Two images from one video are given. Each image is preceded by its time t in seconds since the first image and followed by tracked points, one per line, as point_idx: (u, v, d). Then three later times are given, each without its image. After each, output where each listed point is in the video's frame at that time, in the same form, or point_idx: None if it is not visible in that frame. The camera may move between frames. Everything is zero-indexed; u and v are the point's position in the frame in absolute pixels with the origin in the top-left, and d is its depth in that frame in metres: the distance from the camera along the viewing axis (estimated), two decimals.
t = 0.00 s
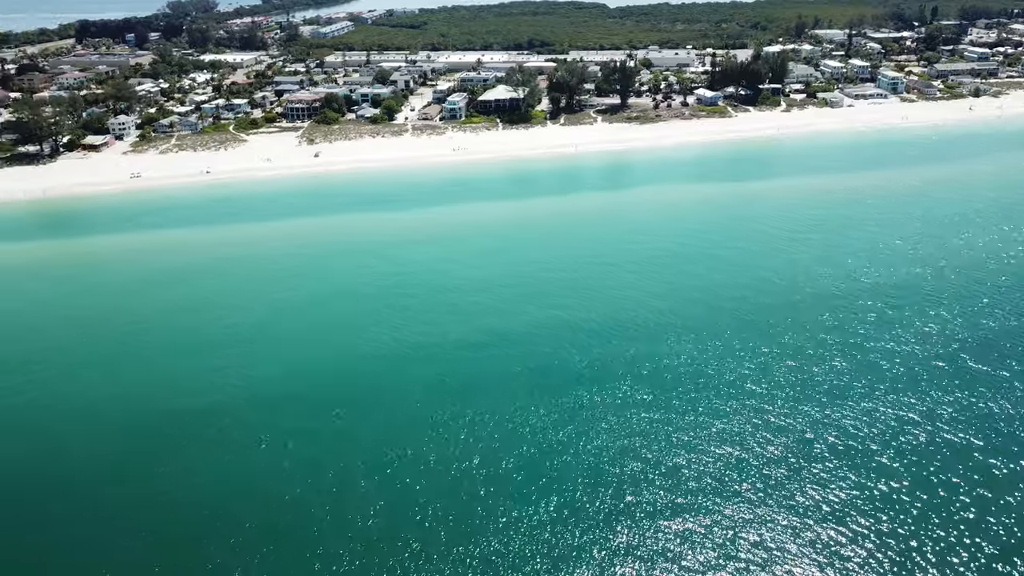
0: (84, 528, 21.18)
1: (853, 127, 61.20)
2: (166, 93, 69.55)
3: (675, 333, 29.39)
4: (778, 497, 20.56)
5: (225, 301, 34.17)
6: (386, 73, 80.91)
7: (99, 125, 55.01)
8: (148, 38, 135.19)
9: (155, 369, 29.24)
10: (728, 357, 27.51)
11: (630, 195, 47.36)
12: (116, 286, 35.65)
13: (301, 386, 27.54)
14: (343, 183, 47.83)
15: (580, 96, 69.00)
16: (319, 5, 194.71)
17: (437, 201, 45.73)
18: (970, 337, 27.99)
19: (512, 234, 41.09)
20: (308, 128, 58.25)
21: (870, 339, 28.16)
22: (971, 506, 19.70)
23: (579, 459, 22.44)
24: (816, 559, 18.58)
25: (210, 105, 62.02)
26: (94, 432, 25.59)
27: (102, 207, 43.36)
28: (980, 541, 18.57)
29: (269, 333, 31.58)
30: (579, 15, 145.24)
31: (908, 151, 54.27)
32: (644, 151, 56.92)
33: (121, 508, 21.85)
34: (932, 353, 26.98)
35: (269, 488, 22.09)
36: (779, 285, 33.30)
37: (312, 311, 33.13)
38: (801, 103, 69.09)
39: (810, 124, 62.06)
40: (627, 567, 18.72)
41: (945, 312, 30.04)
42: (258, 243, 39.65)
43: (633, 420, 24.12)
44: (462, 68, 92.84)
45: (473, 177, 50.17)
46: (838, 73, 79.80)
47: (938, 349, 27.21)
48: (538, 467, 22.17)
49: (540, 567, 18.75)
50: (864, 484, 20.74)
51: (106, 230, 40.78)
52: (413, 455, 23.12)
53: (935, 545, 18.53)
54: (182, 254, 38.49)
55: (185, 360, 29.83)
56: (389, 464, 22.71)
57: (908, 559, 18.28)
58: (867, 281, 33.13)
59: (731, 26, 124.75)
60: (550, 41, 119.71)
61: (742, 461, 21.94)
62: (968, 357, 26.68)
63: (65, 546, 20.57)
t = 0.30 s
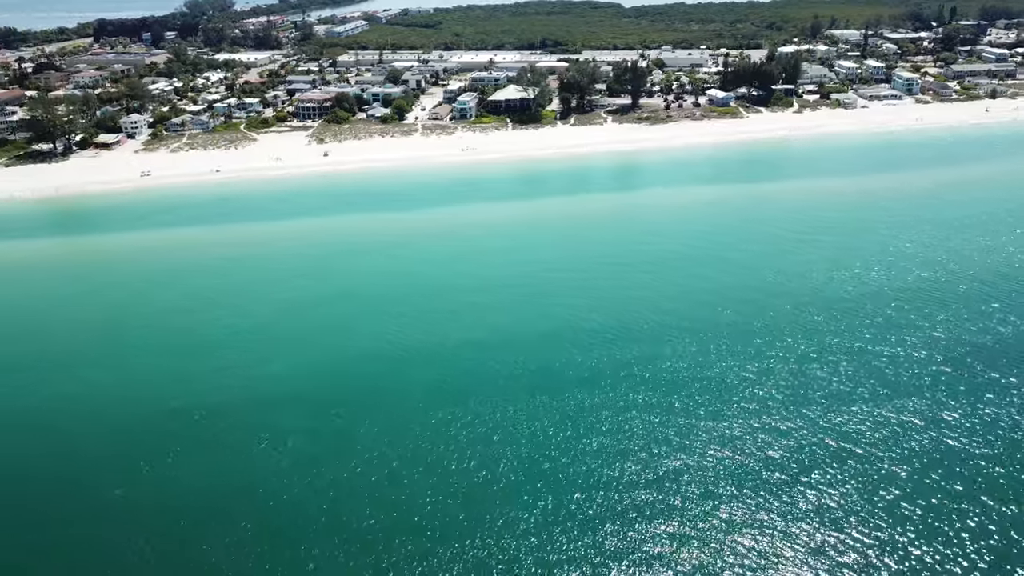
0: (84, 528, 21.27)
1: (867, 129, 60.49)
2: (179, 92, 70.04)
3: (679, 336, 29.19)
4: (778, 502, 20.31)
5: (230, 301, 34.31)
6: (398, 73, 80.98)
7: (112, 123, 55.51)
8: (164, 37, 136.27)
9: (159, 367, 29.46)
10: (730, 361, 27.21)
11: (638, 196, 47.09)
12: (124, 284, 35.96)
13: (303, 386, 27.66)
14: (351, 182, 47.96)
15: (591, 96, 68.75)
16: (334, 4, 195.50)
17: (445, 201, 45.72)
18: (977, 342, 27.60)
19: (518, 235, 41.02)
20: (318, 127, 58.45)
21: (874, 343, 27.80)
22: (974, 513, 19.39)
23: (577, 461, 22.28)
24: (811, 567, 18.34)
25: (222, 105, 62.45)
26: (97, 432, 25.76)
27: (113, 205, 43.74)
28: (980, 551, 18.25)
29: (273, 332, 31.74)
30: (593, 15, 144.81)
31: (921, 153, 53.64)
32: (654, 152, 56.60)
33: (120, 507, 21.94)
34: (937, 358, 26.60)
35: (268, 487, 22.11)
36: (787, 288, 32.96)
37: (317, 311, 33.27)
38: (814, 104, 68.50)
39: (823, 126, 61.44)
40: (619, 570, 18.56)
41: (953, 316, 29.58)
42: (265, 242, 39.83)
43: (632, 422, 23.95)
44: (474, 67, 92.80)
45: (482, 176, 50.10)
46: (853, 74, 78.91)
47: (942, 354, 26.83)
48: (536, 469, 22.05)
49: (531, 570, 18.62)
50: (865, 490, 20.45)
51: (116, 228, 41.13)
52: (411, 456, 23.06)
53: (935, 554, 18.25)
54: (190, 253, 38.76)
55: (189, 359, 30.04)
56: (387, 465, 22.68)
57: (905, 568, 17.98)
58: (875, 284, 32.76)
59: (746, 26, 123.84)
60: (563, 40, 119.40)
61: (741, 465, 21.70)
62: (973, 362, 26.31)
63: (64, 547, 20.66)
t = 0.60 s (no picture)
0: (83, 529, 21.36)
1: (881, 130, 59.78)
2: (193, 91, 70.62)
3: (683, 341, 28.93)
4: (778, 508, 20.06)
5: (236, 300, 34.48)
6: (410, 72, 81.14)
7: (126, 121, 56.06)
8: (181, 36, 137.52)
9: (165, 366, 29.69)
10: (733, 366, 26.87)
11: (648, 197, 46.82)
12: (133, 282, 36.30)
13: (305, 387, 27.73)
14: (361, 181, 48.08)
15: (602, 96, 68.50)
16: (349, 3, 196.31)
17: (454, 201, 45.70)
18: (985, 348, 27.13)
19: (526, 236, 40.91)
20: (329, 127, 58.65)
21: (879, 349, 27.41)
22: (977, 522, 19.07)
23: (575, 465, 22.15)
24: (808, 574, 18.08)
25: (235, 104, 62.92)
26: (99, 433, 25.92)
27: (124, 203, 44.18)
28: (981, 561, 17.94)
29: (279, 332, 31.88)
30: (607, 15, 144.30)
31: (936, 155, 52.89)
32: (664, 153, 56.27)
33: (119, 507, 22.03)
34: (944, 364, 26.20)
35: (266, 488, 22.16)
36: (795, 291, 32.63)
37: (322, 311, 33.37)
38: (828, 105, 67.87)
39: (836, 127, 60.77)
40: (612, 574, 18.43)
41: (964, 322, 29.12)
42: (273, 241, 40.00)
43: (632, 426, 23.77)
44: (487, 67, 92.76)
45: (492, 176, 50.03)
46: (869, 75, 78.06)
47: (950, 360, 26.42)
48: (533, 472, 21.94)
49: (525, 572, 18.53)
50: (866, 497, 20.16)
51: (127, 226, 41.53)
52: (409, 458, 23.01)
53: (935, 563, 17.95)
54: (199, 251, 39.06)
55: (195, 358, 30.24)
56: (384, 466, 22.66)
57: None
58: (884, 289, 32.31)
59: (762, 26, 122.87)
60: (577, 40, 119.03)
61: (741, 471, 21.48)
62: (981, 368, 25.89)
63: (63, 546, 20.76)
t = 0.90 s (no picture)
0: (82, 529, 21.46)
1: (896, 132, 59.07)
2: (207, 90, 71.25)
3: (686, 345, 28.78)
4: (779, 515, 19.88)
5: (243, 299, 34.71)
6: (423, 72, 81.27)
7: (139, 120, 56.58)
8: (198, 35, 138.73)
9: (171, 366, 29.87)
10: (736, 371, 26.64)
11: (657, 198, 46.57)
12: (141, 280, 36.62)
13: (309, 387, 27.87)
14: (371, 181, 48.21)
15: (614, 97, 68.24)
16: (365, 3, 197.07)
17: (463, 201, 45.69)
18: (994, 354, 26.72)
19: (534, 236, 40.80)
20: (341, 126, 58.88)
21: (885, 354, 27.08)
22: (981, 530, 18.81)
23: (574, 468, 22.13)
24: None
25: (248, 103, 63.36)
26: (103, 431, 26.04)
27: (136, 201, 44.64)
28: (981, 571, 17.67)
29: (283, 331, 32.03)
30: (622, 15, 143.80)
31: (952, 157, 52.18)
32: (675, 153, 55.93)
33: (119, 507, 22.17)
34: (952, 370, 25.81)
35: (266, 489, 22.28)
36: (803, 295, 32.30)
37: (327, 311, 33.51)
38: (843, 106, 67.20)
39: (850, 129, 60.14)
40: None
41: (974, 327, 28.67)
42: (282, 240, 40.21)
43: (632, 430, 23.70)
44: (500, 67, 92.71)
45: (501, 176, 49.98)
46: (885, 76, 77.35)
47: (958, 366, 26.03)
48: (532, 474, 21.96)
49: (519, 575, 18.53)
50: (868, 504, 19.93)
51: (137, 224, 41.94)
52: (408, 461, 23.08)
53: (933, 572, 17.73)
54: (208, 250, 39.31)
55: (200, 358, 30.43)
56: (384, 468, 22.75)
57: None
58: (893, 292, 31.93)
59: (778, 26, 121.85)
60: (591, 40, 118.64)
61: (739, 476, 21.33)
62: (990, 374, 25.45)
63: (63, 546, 20.88)
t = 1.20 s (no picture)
0: (85, 526, 21.70)
1: (911, 134, 58.38)
2: (221, 89, 71.77)
3: (690, 349, 28.61)
4: (777, 520, 19.75)
5: (250, 298, 34.93)
6: (435, 71, 81.39)
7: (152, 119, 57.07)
8: (214, 34, 139.71)
9: (177, 364, 30.12)
10: (739, 375, 26.44)
11: (667, 199, 46.31)
12: (150, 278, 36.95)
13: (313, 387, 28.03)
14: (381, 180, 48.36)
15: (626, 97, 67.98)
16: (381, 3, 197.85)
17: (471, 201, 45.69)
18: (1002, 360, 26.34)
19: (541, 236, 40.71)
20: (352, 125, 59.11)
21: (891, 359, 26.75)
22: (983, 539, 18.56)
23: (573, 471, 22.09)
24: None
25: (260, 102, 63.74)
26: (108, 429, 26.31)
27: (148, 199, 45.08)
28: None
29: (289, 330, 32.21)
30: (637, 15, 143.29)
31: (966, 160, 51.54)
32: (686, 154, 55.59)
33: (122, 505, 22.41)
34: (959, 376, 25.43)
35: (267, 490, 22.43)
36: (811, 298, 32.02)
37: (333, 310, 33.65)
38: (857, 107, 66.62)
39: (864, 131, 59.55)
40: None
41: (983, 332, 28.32)
42: (290, 239, 40.40)
43: (633, 433, 23.62)
44: (513, 66, 92.63)
45: (510, 176, 49.93)
46: (901, 77, 77.01)
47: (965, 372, 25.66)
48: (531, 477, 21.95)
49: None
50: (869, 509, 19.72)
51: (148, 222, 42.31)
52: (408, 463, 23.14)
53: None
54: (216, 248, 39.60)
55: (206, 356, 30.67)
56: (382, 470, 22.85)
57: None
58: (901, 296, 31.57)
59: (794, 26, 120.86)
60: (605, 40, 118.19)
61: (737, 480, 21.22)
62: (999, 380, 25.06)
63: (65, 542, 21.16)
